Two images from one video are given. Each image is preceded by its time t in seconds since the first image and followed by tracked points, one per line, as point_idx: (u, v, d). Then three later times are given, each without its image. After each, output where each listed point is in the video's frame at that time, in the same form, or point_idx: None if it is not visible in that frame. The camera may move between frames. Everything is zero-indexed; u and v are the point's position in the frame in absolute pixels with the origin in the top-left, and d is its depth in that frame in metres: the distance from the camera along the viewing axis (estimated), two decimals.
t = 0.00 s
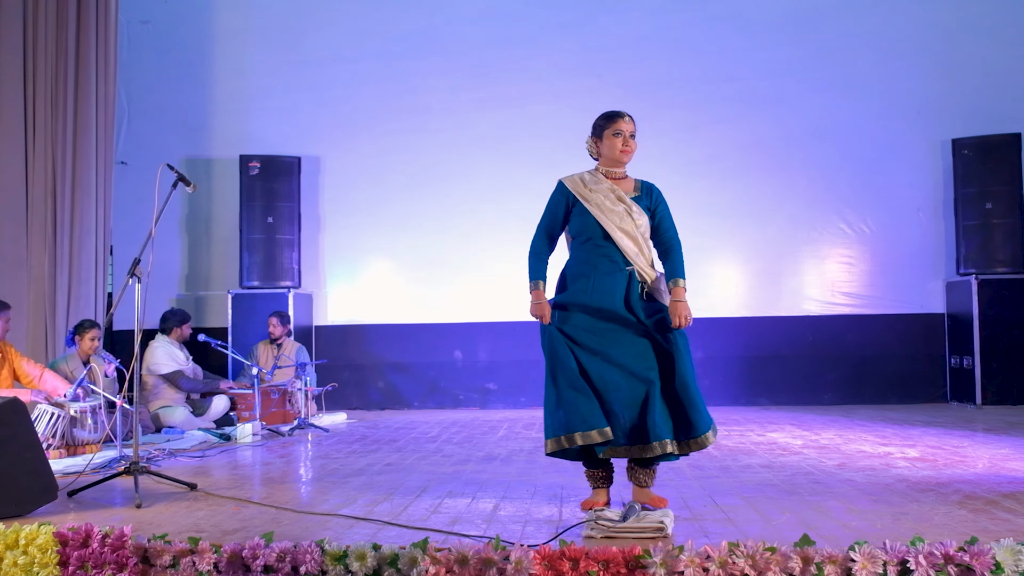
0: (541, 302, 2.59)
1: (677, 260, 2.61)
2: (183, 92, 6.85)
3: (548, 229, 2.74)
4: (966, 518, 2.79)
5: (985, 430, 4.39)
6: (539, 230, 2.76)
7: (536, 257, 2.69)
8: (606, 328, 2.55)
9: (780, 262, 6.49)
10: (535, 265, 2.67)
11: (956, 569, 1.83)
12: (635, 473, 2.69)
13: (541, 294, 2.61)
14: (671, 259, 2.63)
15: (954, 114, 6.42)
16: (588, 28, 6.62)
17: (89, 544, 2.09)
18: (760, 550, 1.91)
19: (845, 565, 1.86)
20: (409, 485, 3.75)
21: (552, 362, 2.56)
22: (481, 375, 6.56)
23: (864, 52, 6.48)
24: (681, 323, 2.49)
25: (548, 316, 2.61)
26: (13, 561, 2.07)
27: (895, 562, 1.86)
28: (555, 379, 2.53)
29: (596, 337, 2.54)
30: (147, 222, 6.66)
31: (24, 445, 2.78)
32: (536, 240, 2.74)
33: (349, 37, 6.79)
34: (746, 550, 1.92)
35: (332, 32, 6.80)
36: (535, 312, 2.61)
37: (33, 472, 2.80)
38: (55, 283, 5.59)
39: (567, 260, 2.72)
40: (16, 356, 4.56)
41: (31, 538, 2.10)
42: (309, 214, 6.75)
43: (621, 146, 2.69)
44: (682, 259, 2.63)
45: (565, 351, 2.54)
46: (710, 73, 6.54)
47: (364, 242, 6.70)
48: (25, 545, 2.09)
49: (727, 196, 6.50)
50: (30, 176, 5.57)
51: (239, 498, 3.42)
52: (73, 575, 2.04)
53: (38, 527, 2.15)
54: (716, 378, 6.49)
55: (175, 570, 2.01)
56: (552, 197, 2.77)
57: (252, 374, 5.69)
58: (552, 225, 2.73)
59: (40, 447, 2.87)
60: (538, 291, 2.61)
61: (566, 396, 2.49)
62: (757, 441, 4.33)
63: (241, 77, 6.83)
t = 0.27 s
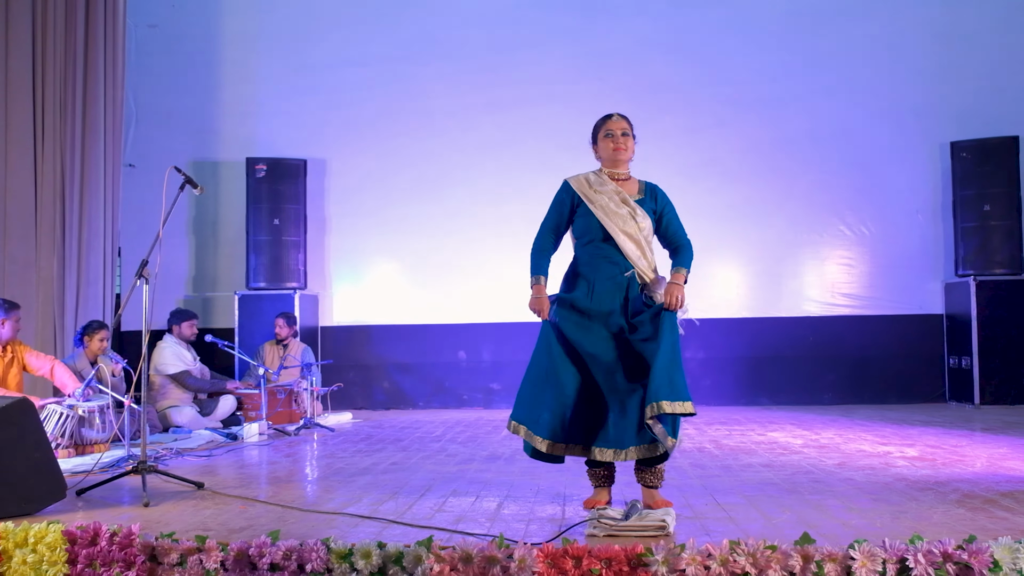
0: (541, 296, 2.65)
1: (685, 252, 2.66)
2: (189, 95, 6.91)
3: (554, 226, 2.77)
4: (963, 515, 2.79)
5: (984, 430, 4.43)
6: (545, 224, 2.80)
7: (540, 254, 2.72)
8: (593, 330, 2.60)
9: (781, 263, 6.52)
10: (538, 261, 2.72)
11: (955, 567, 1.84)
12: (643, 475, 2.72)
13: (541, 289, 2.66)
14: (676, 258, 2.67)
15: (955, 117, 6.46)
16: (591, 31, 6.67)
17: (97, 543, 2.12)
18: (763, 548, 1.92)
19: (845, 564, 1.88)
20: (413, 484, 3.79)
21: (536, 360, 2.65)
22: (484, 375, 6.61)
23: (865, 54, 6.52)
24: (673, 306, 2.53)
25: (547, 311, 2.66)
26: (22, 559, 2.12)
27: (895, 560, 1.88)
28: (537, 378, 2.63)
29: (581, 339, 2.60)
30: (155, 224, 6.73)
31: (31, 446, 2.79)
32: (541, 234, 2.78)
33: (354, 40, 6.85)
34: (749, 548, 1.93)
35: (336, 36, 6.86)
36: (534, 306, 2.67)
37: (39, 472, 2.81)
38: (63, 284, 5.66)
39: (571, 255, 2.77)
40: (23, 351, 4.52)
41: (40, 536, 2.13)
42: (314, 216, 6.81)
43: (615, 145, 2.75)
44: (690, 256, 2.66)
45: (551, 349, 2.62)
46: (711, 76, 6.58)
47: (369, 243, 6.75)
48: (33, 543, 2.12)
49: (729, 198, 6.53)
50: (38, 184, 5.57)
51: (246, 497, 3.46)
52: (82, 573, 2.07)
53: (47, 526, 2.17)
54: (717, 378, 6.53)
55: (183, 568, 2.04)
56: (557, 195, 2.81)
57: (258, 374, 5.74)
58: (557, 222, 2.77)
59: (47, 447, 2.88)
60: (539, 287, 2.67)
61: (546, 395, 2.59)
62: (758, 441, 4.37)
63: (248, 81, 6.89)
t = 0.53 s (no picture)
0: (547, 303, 2.64)
1: (695, 259, 2.63)
2: (189, 95, 6.91)
3: (562, 230, 2.78)
4: (963, 515, 2.79)
5: (984, 430, 4.43)
6: (552, 229, 2.82)
7: (547, 260, 2.73)
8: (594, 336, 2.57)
9: (781, 263, 6.52)
10: (545, 267, 2.72)
11: (955, 567, 1.84)
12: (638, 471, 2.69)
13: (547, 295, 2.65)
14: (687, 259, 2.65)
15: (955, 117, 6.46)
16: (590, 31, 6.67)
17: (98, 543, 2.12)
18: (763, 548, 1.92)
19: (845, 564, 1.88)
20: (413, 484, 3.78)
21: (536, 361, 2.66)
22: (484, 375, 6.61)
23: (865, 55, 6.52)
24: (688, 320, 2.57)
25: (552, 317, 2.64)
26: (22, 558, 2.12)
27: (895, 560, 1.88)
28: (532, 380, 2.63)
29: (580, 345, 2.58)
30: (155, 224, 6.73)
31: (30, 446, 2.79)
32: (550, 239, 2.80)
33: (353, 41, 6.85)
34: (749, 548, 1.93)
35: (336, 36, 6.86)
36: (539, 312, 2.65)
37: (38, 472, 2.81)
38: (63, 284, 5.66)
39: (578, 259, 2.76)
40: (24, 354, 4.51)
41: (40, 536, 2.13)
42: (314, 216, 6.81)
43: (609, 146, 2.75)
44: (699, 253, 2.65)
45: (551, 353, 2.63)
46: (711, 76, 6.59)
47: (369, 243, 6.75)
48: (33, 544, 2.12)
49: (729, 198, 6.54)
50: (39, 188, 5.57)
51: (246, 497, 3.46)
52: (82, 573, 2.07)
53: (47, 526, 2.18)
54: (717, 378, 6.53)
55: (183, 568, 2.04)
56: (562, 199, 2.82)
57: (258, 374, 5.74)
58: (564, 227, 2.79)
59: (47, 446, 2.88)
60: (544, 293, 2.66)
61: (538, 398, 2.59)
62: (758, 441, 4.37)
63: (248, 81, 6.89)
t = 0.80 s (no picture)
0: (545, 300, 2.64)
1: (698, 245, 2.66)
2: (188, 94, 6.91)
3: (558, 227, 2.76)
4: (963, 515, 2.79)
5: (984, 430, 4.43)
6: (549, 226, 2.80)
7: (545, 258, 2.72)
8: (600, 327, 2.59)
9: (781, 263, 6.52)
10: (544, 265, 2.71)
11: (955, 567, 1.84)
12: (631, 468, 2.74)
13: (546, 293, 2.65)
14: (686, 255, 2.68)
15: (954, 117, 6.46)
16: (590, 31, 6.67)
17: (97, 543, 2.11)
18: (763, 548, 1.92)
19: (845, 564, 1.88)
20: (413, 484, 3.78)
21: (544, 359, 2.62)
22: (484, 375, 6.61)
23: (865, 55, 6.52)
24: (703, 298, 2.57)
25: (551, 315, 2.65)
26: (22, 558, 2.12)
27: (895, 559, 1.88)
28: (547, 377, 2.58)
29: (592, 337, 2.59)
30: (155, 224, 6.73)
31: (30, 446, 2.78)
32: (546, 236, 2.78)
33: (353, 41, 6.84)
34: (749, 548, 1.93)
35: (336, 36, 6.86)
36: (538, 310, 2.65)
37: (38, 473, 2.80)
38: (63, 284, 5.66)
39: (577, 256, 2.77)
40: (23, 353, 4.50)
41: (40, 536, 2.13)
42: (314, 216, 6.80)
43: (612, 140, 2.75)
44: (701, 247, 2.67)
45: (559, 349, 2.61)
46: (711, 76, 6.58)
47: (369, 244, 6.75)
48: (33, 543, 2.12)
49: (729, 198, 6.54)
50: (39, 188, 5.63)
51: (245, 497, 3.45)
52: (82, 573, 2.07)
53: (47, 526, 2.18)
54: (716, 378, 6.53)
55: (183, 568, 2.04)
56: (560, 197, 2.82)
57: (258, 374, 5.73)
58: (561, 224, 2.77)
59: (46, 446, 2.87)
60: (543, 291, 2.66)
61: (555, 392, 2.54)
62: (758, 441, 4.37)
63: (249, 81, 6.89)
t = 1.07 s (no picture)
0: (544, 305, 2.64)
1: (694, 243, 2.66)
2: (188, 94, 6.91)
3: (557, 233, 2.77)
4: (963, 515, 2.79)
5: (984, 429, 4.43)
6: (549, 232, 2.81)
7: (545, 262, 2.72)
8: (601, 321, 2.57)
9: (781, 263, 6.52)
10: (543, 269, 2.71)
11: (955, 567, 1.84)
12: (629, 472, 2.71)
13: (544, 298, 2.65)
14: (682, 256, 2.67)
15: (954, 117, 6.46)
16: (590, 32, 6.67)
17: (98, 542, 2.12)
18: (764, 548, 1.92)
19: (845, 564, 1.88)
20: (413, 484, 3.78)
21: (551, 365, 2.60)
22: (484, 375, 6.61)
23: (865, 55, 6.52)
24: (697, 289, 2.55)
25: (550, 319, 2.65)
26: (22, 558, 2.12)
27: (895, 560, 1.88)
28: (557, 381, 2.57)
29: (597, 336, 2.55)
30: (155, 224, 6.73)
31: (31, 446, 2.78)
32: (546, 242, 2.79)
33: (353, 41, 6.85)
34: (750, 548, 1.93)
35: (336, 36, 6.86)
36: (537, 315, 2.65)
37: (38, 473, 2.80)
38: (63, 284, 5.66)
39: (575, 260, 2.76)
40: (23, 352, 4.51)
41: (40, 536, 2.13)
42: (314, 216, 6.80)
43: (614, 140, 2.75)
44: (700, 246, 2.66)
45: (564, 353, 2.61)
46: (711, 77, 6.59)
47: (369, 244, 6.75)
48: (33, 543, 2.12)
49: (729, 198, 6.54)
50: (39, 187, 5.63)
51: (246, 497, 3.45)
52: (82, 573, 2.07)
53: (47, 526, 2.18)
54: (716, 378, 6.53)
55: (183, 568, 2.04)
56: (558, 202, 2.81)
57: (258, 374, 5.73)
58: (560, 229, 2.77)
59: (47, 446, 2.87)
60: (541, 295, 2.66)
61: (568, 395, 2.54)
62: (758, 441, 4.37)
63: (249, 81, 6.89)
